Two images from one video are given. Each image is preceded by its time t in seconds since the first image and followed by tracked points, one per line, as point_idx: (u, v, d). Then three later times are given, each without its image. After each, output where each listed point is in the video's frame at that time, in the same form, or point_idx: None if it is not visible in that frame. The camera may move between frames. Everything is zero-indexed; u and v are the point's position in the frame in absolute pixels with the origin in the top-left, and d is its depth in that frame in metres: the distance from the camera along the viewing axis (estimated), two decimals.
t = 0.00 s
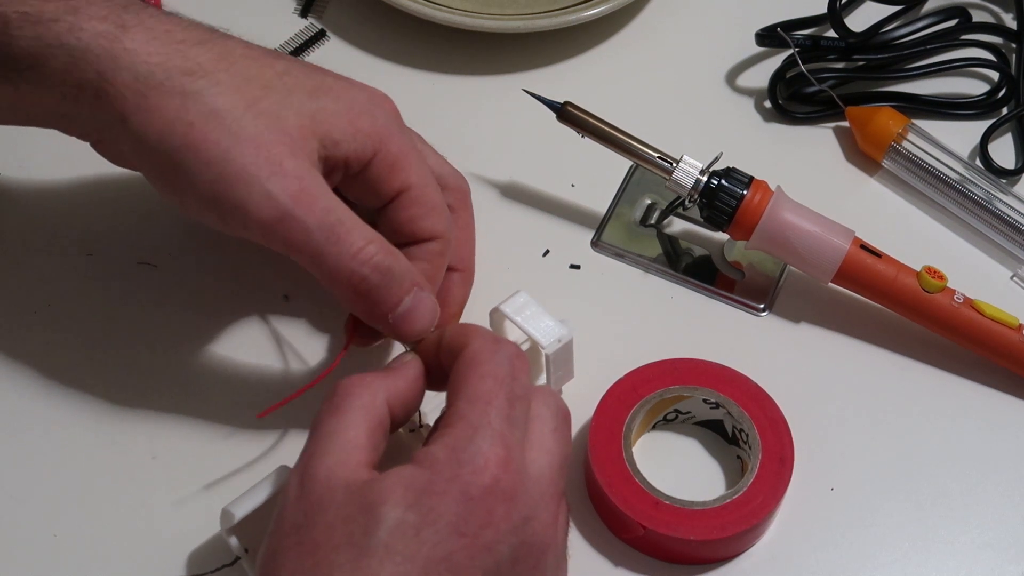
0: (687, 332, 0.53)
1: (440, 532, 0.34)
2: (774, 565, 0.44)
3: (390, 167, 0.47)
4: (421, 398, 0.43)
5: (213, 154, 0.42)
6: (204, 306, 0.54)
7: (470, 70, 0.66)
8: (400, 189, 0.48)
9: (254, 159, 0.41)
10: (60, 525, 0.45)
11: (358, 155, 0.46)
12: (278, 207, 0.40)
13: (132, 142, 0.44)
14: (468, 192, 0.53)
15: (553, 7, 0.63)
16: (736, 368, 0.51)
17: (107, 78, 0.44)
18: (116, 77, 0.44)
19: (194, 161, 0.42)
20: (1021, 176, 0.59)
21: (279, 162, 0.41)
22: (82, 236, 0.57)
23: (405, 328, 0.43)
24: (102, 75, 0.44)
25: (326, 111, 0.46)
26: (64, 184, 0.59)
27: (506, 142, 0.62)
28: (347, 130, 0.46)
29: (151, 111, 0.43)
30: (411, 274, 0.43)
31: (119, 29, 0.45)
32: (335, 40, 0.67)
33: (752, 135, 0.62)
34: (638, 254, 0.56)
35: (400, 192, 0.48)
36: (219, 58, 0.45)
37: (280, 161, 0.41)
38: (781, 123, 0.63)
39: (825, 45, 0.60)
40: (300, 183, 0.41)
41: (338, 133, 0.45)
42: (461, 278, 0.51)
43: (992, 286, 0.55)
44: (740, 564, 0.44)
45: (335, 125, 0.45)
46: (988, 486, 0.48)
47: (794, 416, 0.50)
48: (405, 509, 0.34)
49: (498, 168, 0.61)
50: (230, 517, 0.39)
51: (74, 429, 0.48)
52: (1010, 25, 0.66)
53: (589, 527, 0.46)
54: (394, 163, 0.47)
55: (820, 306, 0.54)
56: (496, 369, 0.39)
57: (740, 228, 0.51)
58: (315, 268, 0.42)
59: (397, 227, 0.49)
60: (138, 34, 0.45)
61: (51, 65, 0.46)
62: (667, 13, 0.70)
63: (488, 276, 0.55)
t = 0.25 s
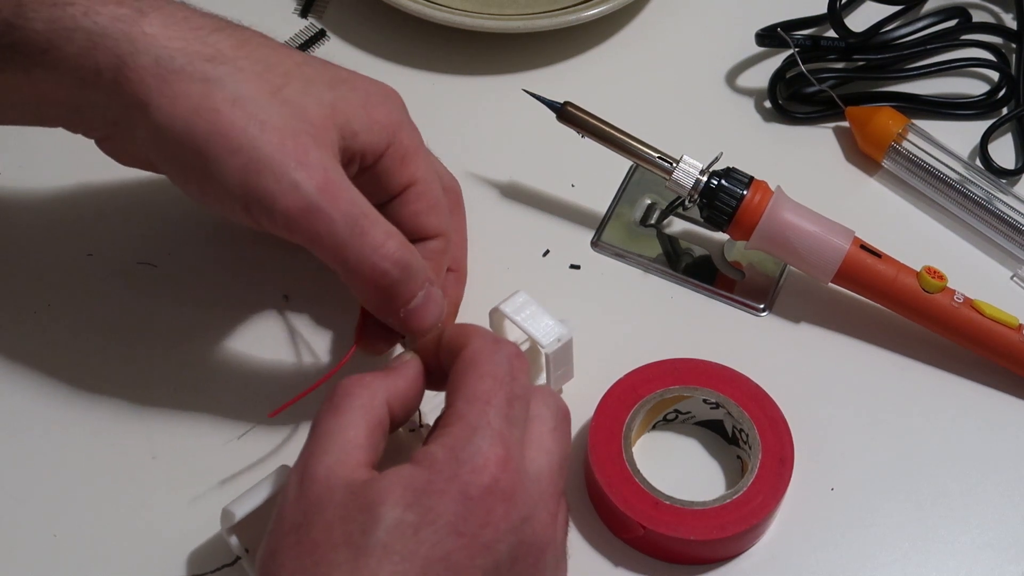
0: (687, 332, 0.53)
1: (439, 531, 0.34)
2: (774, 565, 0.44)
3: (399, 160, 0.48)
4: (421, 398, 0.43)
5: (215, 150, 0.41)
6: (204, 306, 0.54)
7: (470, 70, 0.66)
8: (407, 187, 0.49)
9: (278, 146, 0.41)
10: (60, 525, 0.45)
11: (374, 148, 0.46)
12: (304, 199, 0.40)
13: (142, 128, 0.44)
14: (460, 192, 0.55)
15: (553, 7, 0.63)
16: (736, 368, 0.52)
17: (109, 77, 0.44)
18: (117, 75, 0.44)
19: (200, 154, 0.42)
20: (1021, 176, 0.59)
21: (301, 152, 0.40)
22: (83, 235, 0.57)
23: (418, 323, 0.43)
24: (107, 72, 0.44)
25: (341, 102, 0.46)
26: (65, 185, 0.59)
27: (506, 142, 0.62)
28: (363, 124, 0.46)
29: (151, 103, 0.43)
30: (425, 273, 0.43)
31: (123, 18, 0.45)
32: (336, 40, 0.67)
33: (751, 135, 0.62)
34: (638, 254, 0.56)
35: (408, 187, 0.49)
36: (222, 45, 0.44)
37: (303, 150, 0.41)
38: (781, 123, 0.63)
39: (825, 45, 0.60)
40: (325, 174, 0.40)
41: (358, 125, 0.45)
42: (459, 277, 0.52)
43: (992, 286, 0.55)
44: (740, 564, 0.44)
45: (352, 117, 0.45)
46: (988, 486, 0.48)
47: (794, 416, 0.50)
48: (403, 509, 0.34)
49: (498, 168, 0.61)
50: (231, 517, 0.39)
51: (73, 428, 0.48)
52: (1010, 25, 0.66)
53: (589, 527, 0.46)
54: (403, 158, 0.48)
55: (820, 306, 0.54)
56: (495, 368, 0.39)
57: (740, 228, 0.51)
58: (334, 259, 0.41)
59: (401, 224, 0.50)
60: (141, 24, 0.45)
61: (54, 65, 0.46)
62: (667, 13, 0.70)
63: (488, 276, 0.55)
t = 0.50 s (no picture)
0: (687, 332, 0.53)
1: (438, 530, 0.34)
2: (774, 565, 0.44)
3: (409, 160, 0.48)
4: (421, 398, 0.43)
5: (217, 150, 0.41)
6: (204, 306, 0.54)
7: (470, 70, 0.66)
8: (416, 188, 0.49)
9: (290, 150, 0.41)
10: (60, 525, 0.45)
11: (387, 148, 0.46)
12: (318, 201, 0.40)
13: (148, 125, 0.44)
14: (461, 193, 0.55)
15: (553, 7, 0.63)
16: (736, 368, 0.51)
17: (110, 76, 0.44)
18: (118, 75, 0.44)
19: (205, 153, 0.42)
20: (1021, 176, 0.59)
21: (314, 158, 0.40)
22: (84, 236, 0.57)
23: (422, 328, 0.44)
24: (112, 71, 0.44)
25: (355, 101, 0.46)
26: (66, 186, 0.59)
27: (506, 142, 0.62)
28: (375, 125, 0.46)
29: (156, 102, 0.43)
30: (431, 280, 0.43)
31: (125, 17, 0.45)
32: (336, 40, 0.67)
33: (751, 135, 0.62)
34: (638, 254, 0.56)
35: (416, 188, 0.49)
36: (225, 43, 0.44)
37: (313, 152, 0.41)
38: (781, 123, 0.63)
39: (825, 45, 0.60)
40: (339, 178, 0.40)
41: (371, 126, 0.45)
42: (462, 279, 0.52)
43: (992, 286, 0.55)
44: (740, 564, 0.44)
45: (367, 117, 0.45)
46: (988, 486, 0.48)
47: (794, 416, 0.50)
48: (402, 508, 0.34)
49: (498, 168, 0.61)
50: (232, 518, 0.39)
51: (73, 429, 0.48)
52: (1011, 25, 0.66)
53: (589, 526, 0.46)
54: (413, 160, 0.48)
55: (820, 306, 0.54)
56: (495, 368, 0.39)
57: (740, 228, 0.51)
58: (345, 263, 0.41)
59: (408, 224, 0.50)
60: (142, 23, 0.45)
61: (56, 64, 0.46)
62: (667, 13, 0.70)
63: (488, 276, 0.55)
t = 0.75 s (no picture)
0: (688, 332, 0.53)
1: (440, 530, 0.34)
2: (774, 565, 0.44)
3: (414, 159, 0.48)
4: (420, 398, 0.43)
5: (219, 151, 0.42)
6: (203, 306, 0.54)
7: (470, 70, 0.66)
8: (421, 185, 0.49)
9: (287, 152, 0.41)
10: (61, 525, 0.45)
11: (390, 147, 0.46)
12: (316, 201, 0.40)
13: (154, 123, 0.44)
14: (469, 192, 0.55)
15: (553, 6, 0.63)
16: (736, 367, 0.52)
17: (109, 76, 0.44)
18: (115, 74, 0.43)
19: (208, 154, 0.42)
20: (1021, 176, 0.59)
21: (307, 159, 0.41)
22: (84, 235, 0.57)
23: (410, 330, 0.44)
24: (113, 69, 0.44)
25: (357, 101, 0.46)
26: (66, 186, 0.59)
27: (506, 142, 0.62)
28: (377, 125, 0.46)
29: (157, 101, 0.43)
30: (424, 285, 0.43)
31: (124, 12, 0.44)
32: (336, 40, 0.67)
33: (751, 135, 0.62)
34: (638, 254, 0.56)
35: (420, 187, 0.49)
36: (225, 41, 0.44)
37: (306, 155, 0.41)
38: (781, 123, 0.63)
39: (825, 45, 0.60)
40: (337, 176, 0.41)
41: (374, 124, 0.45)
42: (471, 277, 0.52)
43: (993, 286, 0.55)
44: (740, 564, 0.44)
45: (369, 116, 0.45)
46: (989, 486, 0.48)
47: (794, 416, 0.50)
48: (404, 508, 0.34)
49: (498, 168, 0.61)
50: (231, 521, 0.39)
51: (74, 428, 0.48)
52: (1011, 25, 0.66)
53: (589, 526, 0.46)
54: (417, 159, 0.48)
55: (820, 306, 0.54)
56: (494, 369, 0.39)
57: (740, 228, 0.51)
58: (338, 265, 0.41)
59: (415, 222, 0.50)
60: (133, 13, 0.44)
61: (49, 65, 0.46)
62: (667, 13, 0.70)
63: (488, 277, 0.55)
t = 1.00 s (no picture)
0: (688, 332, 0.53)
1: (442, 528, 0.34)
2: (774, 565, 0.44)
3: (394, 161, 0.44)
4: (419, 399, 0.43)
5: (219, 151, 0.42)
6: (204, 308, 0.54)
7: (470, 71, 0.66)
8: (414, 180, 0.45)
9: (232, 198, 0.38)
10: (61, 525, 0.45)
11: (360, 158, 0.43)
12: (269, 243, 0.39)
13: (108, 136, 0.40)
14: (498, 150, 0.51)
15: (553, 6, 0.63)
16: (736, 367, 0.52)
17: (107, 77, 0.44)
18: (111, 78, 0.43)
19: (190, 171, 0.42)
20: (1021, 176, 0.59)
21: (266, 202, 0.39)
22: (84, 236, 0.57)
23: (399, 340, 0.42)
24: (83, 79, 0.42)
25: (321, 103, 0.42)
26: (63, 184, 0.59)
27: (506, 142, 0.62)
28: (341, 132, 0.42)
29: (117, 112, 0.39)
30: (406, 295, 0.42)
31: (119, 14, 0.44)
32: (336, 40, 0.67)
33: (751, 135, 0.62)
34: (638, 254, 0.56)
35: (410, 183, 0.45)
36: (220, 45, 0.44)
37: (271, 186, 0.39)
38: (781, 123, 0.63)
39: (825, 45, 0.60)
40: (287, 219, 0.39)
41: (334, 138, 0.41)
42: (502, 240, 0.51)
43: (993, 286, 0.55)
44: (740, 564, 0.44)
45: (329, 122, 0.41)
46: (989, 486, 0.48)
47: (794, 417, 0.50)
48: (407, 505, 0.34)
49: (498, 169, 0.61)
50: (220, 525, 0.39)
51: (74, 429, 0.48)
52: (1011, 26, 0.66)
53: (589, 526, 0.46)
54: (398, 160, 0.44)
55: (819, 305, 0.54)
56: (499, 371, 0.39)
57: (740, 228, 0.51)
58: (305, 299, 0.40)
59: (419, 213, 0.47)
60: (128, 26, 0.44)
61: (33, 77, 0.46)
62: (667, 14, 0.70)
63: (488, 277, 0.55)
